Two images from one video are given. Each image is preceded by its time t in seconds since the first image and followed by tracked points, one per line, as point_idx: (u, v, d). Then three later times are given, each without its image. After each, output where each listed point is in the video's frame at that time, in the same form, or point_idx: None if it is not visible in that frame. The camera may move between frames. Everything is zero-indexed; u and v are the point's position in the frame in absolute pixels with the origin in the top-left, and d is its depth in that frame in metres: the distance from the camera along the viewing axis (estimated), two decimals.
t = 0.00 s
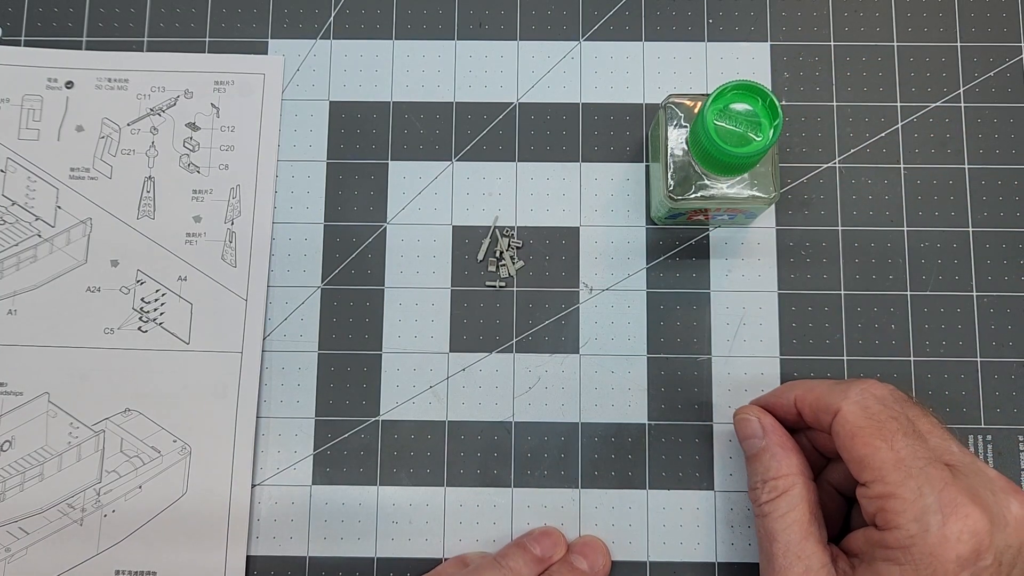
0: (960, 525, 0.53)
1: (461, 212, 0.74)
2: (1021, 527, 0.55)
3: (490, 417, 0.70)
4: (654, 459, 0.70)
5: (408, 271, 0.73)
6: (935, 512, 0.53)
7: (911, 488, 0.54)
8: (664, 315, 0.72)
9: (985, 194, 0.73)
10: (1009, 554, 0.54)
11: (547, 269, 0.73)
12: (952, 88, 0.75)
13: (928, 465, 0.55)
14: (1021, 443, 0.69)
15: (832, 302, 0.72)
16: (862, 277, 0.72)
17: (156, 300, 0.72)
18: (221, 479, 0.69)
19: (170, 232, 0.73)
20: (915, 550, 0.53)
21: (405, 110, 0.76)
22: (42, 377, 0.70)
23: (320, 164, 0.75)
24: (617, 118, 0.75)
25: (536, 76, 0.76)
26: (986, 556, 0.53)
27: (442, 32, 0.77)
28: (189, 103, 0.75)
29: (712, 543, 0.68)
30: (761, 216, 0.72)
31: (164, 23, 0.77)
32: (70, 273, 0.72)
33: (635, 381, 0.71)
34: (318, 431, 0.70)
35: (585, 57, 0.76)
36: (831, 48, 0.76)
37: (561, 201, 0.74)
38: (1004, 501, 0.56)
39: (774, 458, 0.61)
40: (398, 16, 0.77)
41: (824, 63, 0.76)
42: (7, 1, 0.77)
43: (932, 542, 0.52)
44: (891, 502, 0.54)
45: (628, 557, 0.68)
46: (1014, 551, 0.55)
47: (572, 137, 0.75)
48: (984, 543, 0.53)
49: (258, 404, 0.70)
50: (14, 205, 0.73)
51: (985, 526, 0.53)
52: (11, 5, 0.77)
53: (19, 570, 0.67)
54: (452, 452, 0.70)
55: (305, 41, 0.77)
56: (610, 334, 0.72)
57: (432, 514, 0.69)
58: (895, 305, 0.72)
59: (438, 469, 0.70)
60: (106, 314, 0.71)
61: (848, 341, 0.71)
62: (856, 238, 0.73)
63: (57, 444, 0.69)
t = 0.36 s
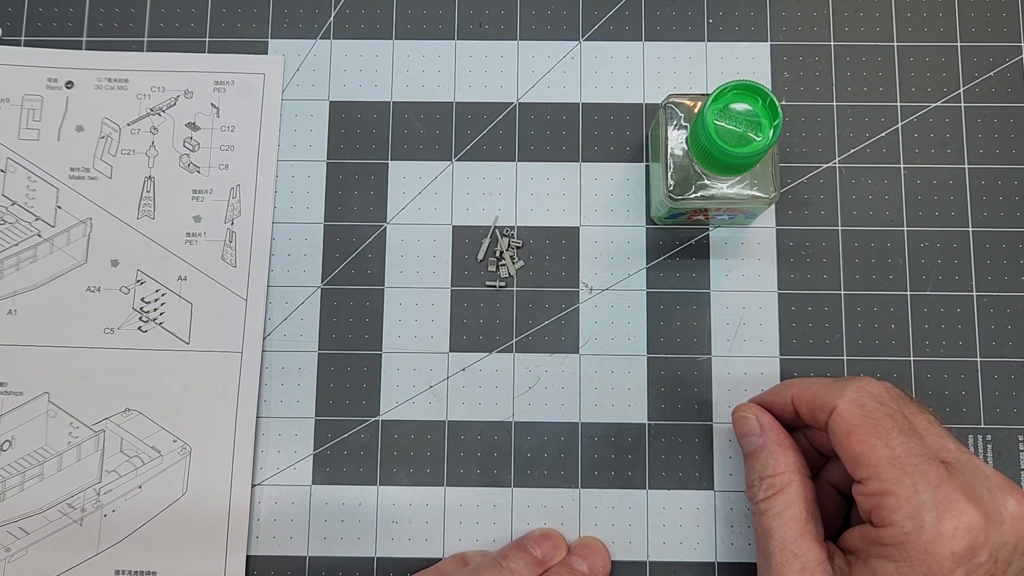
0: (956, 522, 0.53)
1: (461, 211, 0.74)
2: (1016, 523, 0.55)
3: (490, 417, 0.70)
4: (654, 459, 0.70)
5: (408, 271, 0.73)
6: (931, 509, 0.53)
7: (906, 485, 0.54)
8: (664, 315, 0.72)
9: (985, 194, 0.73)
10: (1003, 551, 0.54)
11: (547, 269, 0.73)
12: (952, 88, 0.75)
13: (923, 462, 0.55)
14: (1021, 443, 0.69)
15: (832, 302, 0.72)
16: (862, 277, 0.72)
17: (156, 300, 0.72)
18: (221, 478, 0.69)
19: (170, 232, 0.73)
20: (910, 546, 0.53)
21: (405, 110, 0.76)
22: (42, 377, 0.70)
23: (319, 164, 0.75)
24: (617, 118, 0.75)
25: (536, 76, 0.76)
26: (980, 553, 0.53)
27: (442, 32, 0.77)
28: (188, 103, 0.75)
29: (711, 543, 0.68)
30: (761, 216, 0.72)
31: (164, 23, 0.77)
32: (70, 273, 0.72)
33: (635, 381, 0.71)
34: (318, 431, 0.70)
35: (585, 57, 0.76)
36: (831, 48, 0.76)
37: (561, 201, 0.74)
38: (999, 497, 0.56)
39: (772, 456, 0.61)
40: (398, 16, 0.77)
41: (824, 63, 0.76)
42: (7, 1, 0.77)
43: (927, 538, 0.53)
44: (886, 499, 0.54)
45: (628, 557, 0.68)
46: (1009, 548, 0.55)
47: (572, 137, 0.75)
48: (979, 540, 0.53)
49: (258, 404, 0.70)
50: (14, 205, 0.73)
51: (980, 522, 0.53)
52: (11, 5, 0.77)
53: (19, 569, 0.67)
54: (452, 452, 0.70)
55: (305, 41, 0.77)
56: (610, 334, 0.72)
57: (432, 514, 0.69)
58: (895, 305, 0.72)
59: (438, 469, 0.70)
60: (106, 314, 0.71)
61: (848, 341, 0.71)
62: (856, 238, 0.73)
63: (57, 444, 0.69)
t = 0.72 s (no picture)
0: (944, 521, 0.53)
1: (461, 211, 0.74)
2: (1011, 524, 0.55)
3: (490, 417, 0.70)
4: (654, 459, 0.70)
5: (408, 271, 0.73)
6: (919, 508, 0.53)
7: (895, 485, 0.54)
8: (664, 315, 0.72)
9: (985, 195, 0.73)
10: (996, 551, 0.54)
11: (547, 270, 0.73)
12: (952, 88, 0.75)
13: (912, 461, 0.55)
14: (1021, 443, 0.69)
15: (832, 303, 0.72)
16: (862, 277, 0.72)
17: (156, 300, 0.72)
18: (221, 478, 0.69)
19: (170, 232, 0.73)
20: (898, 546, 0.53)
21: (405, 110, 0.76)
22: (41, 377, 0.70)
23: (319, 164, 0.75)
24: (617, 118, 0.75)
25: (536, 76, 0.76)
26: (971, 553, 0.53)
27: (442, 32, 0.77)
28: (189, 103, 0.75)
29: (711, 543, 0.68)
30: (761, 216, 0.72)
31: (164, 23, 0.77)
32: (70, 273, 0.72)
33: (635, 381, 0.71)
34: (318, 431, 0.70)
35: (585, 57, 0.76)
36: (831, 48, 0.76)
37: (561, 201, 0.74)
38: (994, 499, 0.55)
39: (767, 454, 0.61)
40: (398, 16, 0.77)
41: (824, 63, 0.76)
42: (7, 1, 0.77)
43: (917, 538, 0.53)
44: (875, 498, 0.55)
45: (628, 557, 0.68)
46: (1002, 549, 0.54)
47: (572, 136, 0.75)
48: (968, 540, 0.53)
49: (258, 404, 0.70)
50: (14, 205, 0.73)
51: (969, 522, 0.53)
52: (11, 5, 0.77)
53: (19, 569, 0.67)
54: (452, 452, 0.70)
55: (305, 41, 0.77)
56: (610, 334, 0.72)
57: (432, 514, 0.69)
58: (894, 305, 0.72)
59: (438, 469, 0.70)
60: (106, 314, 0.71)
61: (848, 342, 0.71)
62: (856, 238, 0.73)
63: (57, 444, 0.69)
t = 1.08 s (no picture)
0: (778, 437, 0.47)
1: (461, 211, 0.74)
2: (872, 430, 0.48)
3: (490, 418, 0.70)
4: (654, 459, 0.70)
5: (408, 271, 0.73)
6: (732, 431, 0.49)
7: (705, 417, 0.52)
8: (664, 315, 0.72)
9: (985, 194, 0.73)
10: (859, 463, 0.47)
11: (547, 270, 0.73)
12: (952, 88, 0.75)
13: (741, 388, 0.50)
14: (1020, 442, 0.69)
15: (832, 303, 0.72)
16: (862, 277, 0.72)
17: (156, 300, 0.72)
18: (221, 478, 0.69)
19: (170, 232, 0.73)
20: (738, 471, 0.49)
21: (405, 110, 0.76)
22: (42, 377, 0.70)
23: (319, 164, 0.75)
24: (617, 118, 0.75)
25: (536, 76, 0.76)
26: (821, 467, 0.47)
27: (442, 32, 0.77)
28: (189, 103, 0.75)
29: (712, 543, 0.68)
30: (761, 216, 0.72)
31: (164, 23, 0.77)
32: (71, 273, 0.72)
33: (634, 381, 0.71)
34: (318, 431, 0.70)
35: (585, 57, 0.76)
36: (831, 48, 0.76)
37: (561, 201, 0.74)
38: (781, 417, 0.48)
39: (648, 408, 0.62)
40: (398, 16, 0.77)
41: (824, 63, 0.76)
42: (7, 1, 0.77)
43: (756, 459, 0.48)
44: (707, 431, 0.51)
45: (628, 557, 0.68)
46: (868, 462, 0.47)
47: (572, 137, 0.75)
48: (812, 453, 0.47)
49: (258, 404, 0.70)
50: (14, 205, 0.73)
51: (806, 434, 0.47)
52: (11, 5, 0.77)
53: (19, 569, 0.67)
54: (452, 452, 0.70)
55: (305, 41, 0.77)
56: (610, 334, 0.71)
57: (432, 513, 0.69)
58: (895, 305, 0.72)
59: (438, 469, 0.70)
60: (106, 314, 0.71)
61: (848, 342, 0.71)
62: (856, 238, 0.73)
63: (57, 444, 0.69)
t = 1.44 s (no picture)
0: (627, 315, 0.49)
1: (461, 212, 0.74)
2: (722, 292, 0.50)
3: (490, 418, 0.70)
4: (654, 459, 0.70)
5: (408, 271, 0.73)
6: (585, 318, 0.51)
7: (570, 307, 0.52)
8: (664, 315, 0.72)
9: (985, 194, 0.73)
10: (713, 328, 0.50)
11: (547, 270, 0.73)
12: (952, 88, 0.75)
13: (593, 270, 0.51)
14: (1020, 443, 0.69)
15: (832, 303, 0.72)
16: (863, 278, 0.72)
17: (156, 300, 0.72)
18: (221, 478, 0.69)
19: (170, 232, 0.73)
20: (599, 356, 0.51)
21: (405, 110, 0.76)
22: (42, 377, 0.70)
23: (320, 164, 0.75)
24: (617, 118, 0.75)
25: (536, 76, 0.76)
26: (674, 337, 0.49)
27: (442, 32, 0.77)
28: (188, 103, 0.75)
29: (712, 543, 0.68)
30: (761, 216, 0.72)
31: (164, 23, 0.77)
32: (70, 273, 0.72)
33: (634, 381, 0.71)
34: (319, 431, 0.70)
35: (585, 57, 0.76)
36: (831, 48, 0.76)
37: (561, 201, 0.74)
38: (627, 293, 0.49)
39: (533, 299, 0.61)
40: (398, 16, 0.77)
41: (824, 63, 0.76)
42: (7, 2, 0.77)
43: (611, 341, 0.49)
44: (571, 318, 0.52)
45: (629, 557, 0.68)
46: (722, 324, 0.50)
47: (572, 137, 0.75)
48: (662, 326, 0.49)
49: (258, 404, 0.70)
50: (14, 205, 0.73)
51: (653, 306, 0.49)
52: (11, 5, 0.77)
53: (19, 569, 0.67)
54: (452, 452, 0.70)
55: (305, 41, 0.77)
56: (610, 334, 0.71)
57: (432, 513, 0.69)
58: (895, 305, 0.72)
59: (438, 469, 0.70)
60: (106, 314, 0.71)
61: (848, 342, 0.71)
62: (856, 238, 0.73)
63: (57, 444, 0.69)
